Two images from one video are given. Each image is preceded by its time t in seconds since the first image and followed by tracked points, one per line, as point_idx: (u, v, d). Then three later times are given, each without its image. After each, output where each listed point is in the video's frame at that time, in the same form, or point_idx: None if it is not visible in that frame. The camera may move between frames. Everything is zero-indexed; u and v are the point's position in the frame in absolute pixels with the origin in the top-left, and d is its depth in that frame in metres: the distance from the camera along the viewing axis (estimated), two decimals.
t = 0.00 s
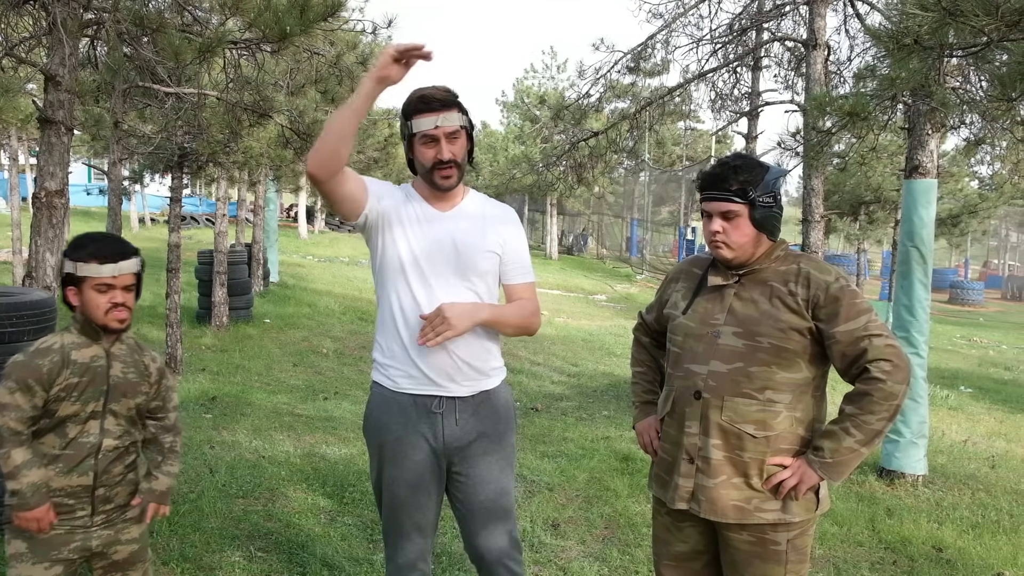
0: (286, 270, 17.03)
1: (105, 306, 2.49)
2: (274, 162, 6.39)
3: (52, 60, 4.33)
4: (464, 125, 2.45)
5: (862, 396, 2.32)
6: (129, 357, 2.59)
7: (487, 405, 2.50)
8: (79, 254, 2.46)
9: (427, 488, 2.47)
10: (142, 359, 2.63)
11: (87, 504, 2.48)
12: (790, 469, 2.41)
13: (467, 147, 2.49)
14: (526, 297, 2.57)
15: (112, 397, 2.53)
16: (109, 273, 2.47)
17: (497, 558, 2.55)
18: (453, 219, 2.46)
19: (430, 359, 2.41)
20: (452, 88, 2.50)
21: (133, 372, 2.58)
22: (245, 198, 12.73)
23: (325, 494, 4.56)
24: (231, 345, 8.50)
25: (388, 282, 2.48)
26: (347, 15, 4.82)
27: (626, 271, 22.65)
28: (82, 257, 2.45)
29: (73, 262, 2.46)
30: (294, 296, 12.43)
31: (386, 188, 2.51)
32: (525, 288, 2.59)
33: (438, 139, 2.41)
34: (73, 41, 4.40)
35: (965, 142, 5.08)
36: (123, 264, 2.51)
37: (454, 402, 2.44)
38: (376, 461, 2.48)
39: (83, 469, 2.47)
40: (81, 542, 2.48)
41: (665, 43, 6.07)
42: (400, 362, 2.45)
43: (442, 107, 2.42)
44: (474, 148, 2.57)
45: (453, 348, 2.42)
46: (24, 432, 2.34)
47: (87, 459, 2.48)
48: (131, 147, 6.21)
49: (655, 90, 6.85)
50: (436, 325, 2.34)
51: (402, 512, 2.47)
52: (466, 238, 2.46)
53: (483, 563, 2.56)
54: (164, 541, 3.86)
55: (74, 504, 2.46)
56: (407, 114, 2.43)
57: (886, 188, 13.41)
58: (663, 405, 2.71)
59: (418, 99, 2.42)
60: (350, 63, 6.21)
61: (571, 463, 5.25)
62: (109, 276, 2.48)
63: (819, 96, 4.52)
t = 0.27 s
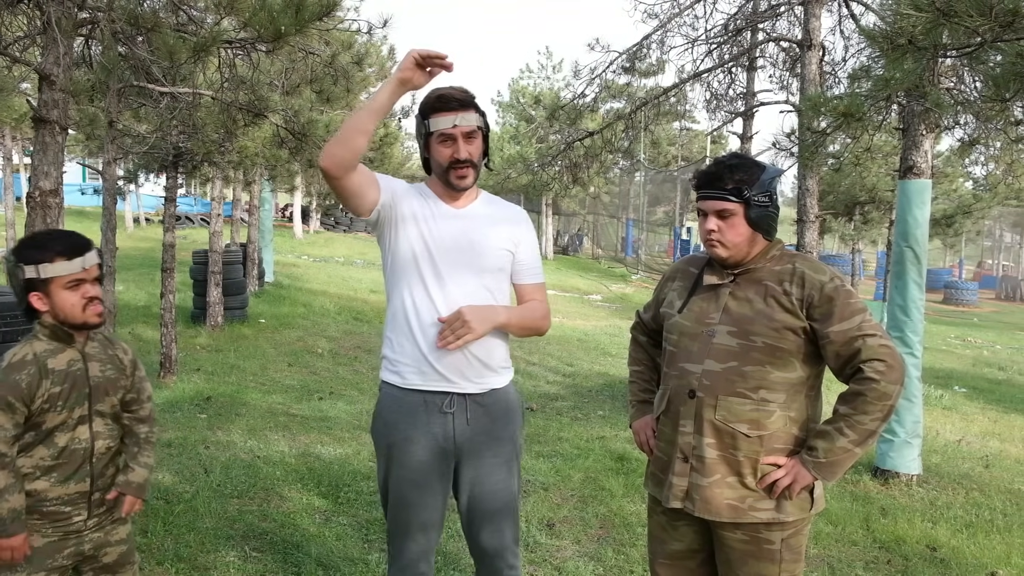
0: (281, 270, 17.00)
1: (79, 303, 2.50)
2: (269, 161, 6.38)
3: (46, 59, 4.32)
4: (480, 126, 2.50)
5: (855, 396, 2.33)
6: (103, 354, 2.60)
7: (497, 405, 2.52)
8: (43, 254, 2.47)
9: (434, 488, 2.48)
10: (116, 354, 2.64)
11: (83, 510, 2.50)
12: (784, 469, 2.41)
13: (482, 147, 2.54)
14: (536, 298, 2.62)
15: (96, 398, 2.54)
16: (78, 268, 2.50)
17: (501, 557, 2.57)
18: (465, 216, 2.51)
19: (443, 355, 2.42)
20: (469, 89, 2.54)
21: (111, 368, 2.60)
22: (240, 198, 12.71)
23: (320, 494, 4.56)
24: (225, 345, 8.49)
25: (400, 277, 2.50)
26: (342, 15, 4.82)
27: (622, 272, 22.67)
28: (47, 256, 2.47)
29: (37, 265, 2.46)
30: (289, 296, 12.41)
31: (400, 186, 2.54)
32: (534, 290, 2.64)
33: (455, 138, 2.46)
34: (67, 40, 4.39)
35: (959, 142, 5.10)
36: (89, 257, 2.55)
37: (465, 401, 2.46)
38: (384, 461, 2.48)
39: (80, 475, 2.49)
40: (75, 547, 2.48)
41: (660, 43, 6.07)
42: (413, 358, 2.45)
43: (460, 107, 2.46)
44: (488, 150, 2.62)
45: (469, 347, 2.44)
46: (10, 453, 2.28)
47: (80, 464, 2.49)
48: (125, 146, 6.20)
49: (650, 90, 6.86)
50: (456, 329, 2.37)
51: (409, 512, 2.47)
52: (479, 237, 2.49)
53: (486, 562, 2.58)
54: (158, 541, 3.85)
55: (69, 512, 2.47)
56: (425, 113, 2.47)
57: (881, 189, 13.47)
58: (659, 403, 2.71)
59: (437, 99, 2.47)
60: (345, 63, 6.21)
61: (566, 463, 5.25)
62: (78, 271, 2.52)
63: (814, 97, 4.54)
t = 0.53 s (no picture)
0: (274, 270, 16.97)
1: (53, 296, 2.52)
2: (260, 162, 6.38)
3: (35, 59, 4.31)
4: (488, 125, 2.49)
5: (844, 395, 2.33)
6: (79, 350, 2.62)
7: (504, 404, 2.52)
8: (11, 254, 2.48)
9: (437, 485, 2.47)
10: (91, 347, 2.67)
11: (76, 509, 2.55)
12: (774, 468, 2.42)
13: (491, 146, 2.53)
14: (545, 299, 2.63)
15: (78, 394, 2.57)
16: (49, 262, 2.53)
17: (500, 555, 2.59)
18: (476, 215, 2.51)
19: (451, 354, 2.43)
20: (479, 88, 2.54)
21: (89, 361, 2.63)
22: (233, 198, 12.69)
23: (312, 495, 4.56)
24: (217, 346, 8.47)
25: (409, 275, 2.50)
26: (334, 15, 4.82)
27: (615, 271, 22.70)
28: (17, 254, 2.48)
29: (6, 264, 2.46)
30: (281, 296, 12.39)
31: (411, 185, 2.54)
32: (543, 290, 2.65)
33: (464, 136, 2.45)
34: (56, 41, 4.38)
35: (949, 142, 5.12)
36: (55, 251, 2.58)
37: (471, 401, 2.46)
38: (387, 458, 2.46)
39: (71, 474, 2.53)
40: (69, 549, 2.52)
41: (652, 43, 6.08)
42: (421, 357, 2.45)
43: (468, 106, 2.46)
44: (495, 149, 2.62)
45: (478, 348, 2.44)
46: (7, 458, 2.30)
47: (70, 463, 2.53)
48: (116, 146, 6.18)
49: (642, 90, 6.87)
50: (463, 329, 2.36)
51: (411, 509, 2.46)
52: (490, 237, 2.50)
53: (484, 559, 2.60)
54: (150, 543, 3.85)
55: (62, 511, 2.50)
56: (434, 111, 2.47)
57: (872, 188, 13.55)
58: (650, 403, 2.72)
59: (446, 97, 2.46)
60: (337, 63, 6.22)
61: (559, 462, 5.26)
62: (48, 266, 2.54)
63: (805, 96, 4.55)
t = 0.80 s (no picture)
0: (263, 270, 16.90)
1: (40, 291, 2.63)
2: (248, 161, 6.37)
3: (20, 57, 4.29)
4: (490, 125, 2.49)
5: (831, 395, 2.33)
6: (68, 347, 2.71)
7: (502, 403, 2.52)
8: None
9: (432, 485, 2.46)
10: (80, 344, 2.77)
11: (74, 507, 2.61)
12: (761, 468, 2.42)
13: (495, 147, 2.53)
14: (545, 301, 2.63)
15: (70, 388, 2.66)
16: (33, 257, 2.64)
17: (494, 554, 2.59)
18: (476, 216, 2.50)
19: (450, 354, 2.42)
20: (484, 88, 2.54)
21: (79, 358, 2.72)
22: (221, 197, 12.63)
23: (300, 495, 4.54)
24: (205, 346, 8.44)
25: (409, 274, 2.49)
26: (321, 14, 4.82)
27: (605, 271, 22.72)
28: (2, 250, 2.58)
29: None
30: (270, 296, 12.35)
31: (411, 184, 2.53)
32: (543, 291, 2.65)
33: (466, 135, 2.45)
34: (41, 39, 4.35)
35: (936, 141, 5.15)
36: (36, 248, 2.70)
37: (468, 401, 2.45)
38: (383, 457, 2.45)
39: (69, 471, 2.60)
40: (64, 552, 2.57)
41: (641, 43, 6.08)
42: (419, 358, 2.44)
43: (471, 105, 2.46)
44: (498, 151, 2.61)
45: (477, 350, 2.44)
46: None
47: (66, 458, 2.60)
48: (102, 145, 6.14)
49: (631, 90, 6.88)
50: (462, 333, 2.36)
51: (405, 509, 2.45)
52: (490, 238, 2.49)
53: (478, 558, 2.60)
54: (136, 544, 3.82)
55: (59, 509, 2.56)
56: (438, 110, 2.47)
57: (860, 187, 13.62)
58: (638, 402, 2.72)
59: (452, 96, 2.46)
60: (325, 62, 6.21)
61: (547, 462, 5.26)
62: (33, 262, 2.65)
63: (793, 96, 4.55)
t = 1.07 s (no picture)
0: (252, 270, 16.83)
1: (43, 285, 2.79)
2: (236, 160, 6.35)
3: (6, 55, 4.27)
4: (484, 124, 2.49)
5: (820, 395, 2.34)
6: (69, 344, 2.83)
7: (498, 404, 2.52)
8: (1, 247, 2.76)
9: (427, 486, 2.44)
10: (82, 341, 2.89)
11: (72, 503, 2.72)
12: (750, 468, 2.42)
13: (488, 145, 2.53)
14: (539, 301, 2.63)
15: (70, 384, 2.78)
16: (35, 253, 2.81)
17: (487, 555, 2.59)
18: (472, 216, 2.50)
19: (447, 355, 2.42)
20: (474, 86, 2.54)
21: (79, 354, 2.85)
22: (210, 197, 12.56)
23: (289, 496, 4.52)
24: (194, 346, 8.40)
25: (404, 274, 2.48)
26: (310, 13, 4.80)
27: (595, 271, 22.75)
28: (6, 246, 2.77)
29: None
30: (259, 296, 12.30)
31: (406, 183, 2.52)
32: (536, 292, 2.65)
33: (461, 133, 2.44)
34: (27, 38, 4.34)
35: (925, 142, 5.16)
36: (39, 245, 2.87)
37: (465, 402, 2.44)
38: (378, 458, 2.44)
39: (68, 466, 2.72)
40: (62, 550, 2.68)
41: (630, 43, 6.09)
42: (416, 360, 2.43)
43: (465, 103, 2.45)
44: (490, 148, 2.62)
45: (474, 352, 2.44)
46: None
47: (65, 454, 2.72)
48: (89, 145, 6.11)
49: (620, 90, 6.89)
50: (460, 335, 2.35)
51: (400, 509, 2.44)
52: (485, 238, 2.49)
53: (471, 558, 2.59)
54: (124, 545, 3.80)
55: (59, 504, 2.69)
56: (430, 109, 2.46)
57: (849, 188, 13.69)
58: (628, 402, 2.72)
59: (445, 93, 2.45)
60: (313, 61, 6.20)
61: (537, 462, 5.26)
62: (36, 258, 2.82)
63: (782, 96, 4.56)
